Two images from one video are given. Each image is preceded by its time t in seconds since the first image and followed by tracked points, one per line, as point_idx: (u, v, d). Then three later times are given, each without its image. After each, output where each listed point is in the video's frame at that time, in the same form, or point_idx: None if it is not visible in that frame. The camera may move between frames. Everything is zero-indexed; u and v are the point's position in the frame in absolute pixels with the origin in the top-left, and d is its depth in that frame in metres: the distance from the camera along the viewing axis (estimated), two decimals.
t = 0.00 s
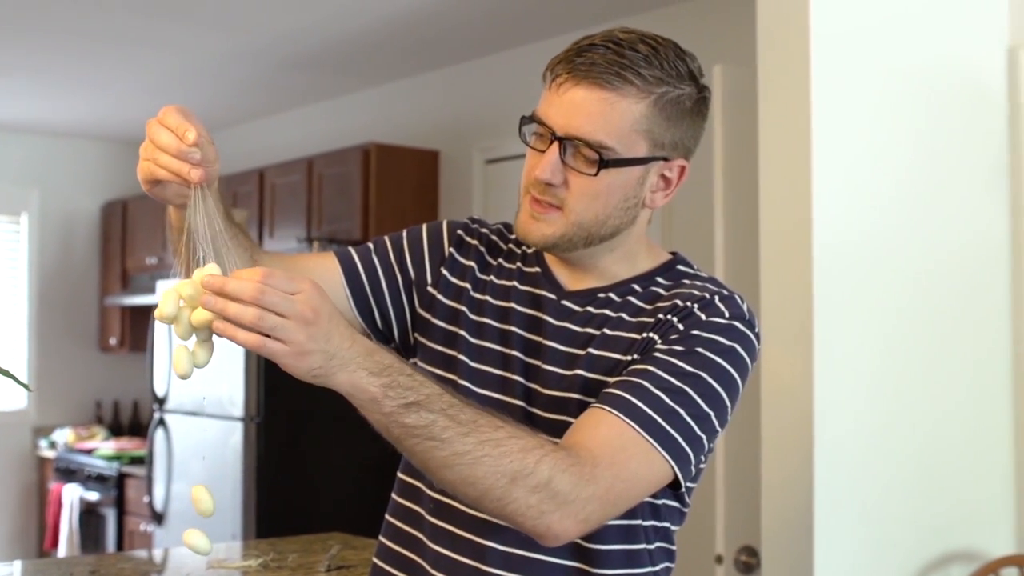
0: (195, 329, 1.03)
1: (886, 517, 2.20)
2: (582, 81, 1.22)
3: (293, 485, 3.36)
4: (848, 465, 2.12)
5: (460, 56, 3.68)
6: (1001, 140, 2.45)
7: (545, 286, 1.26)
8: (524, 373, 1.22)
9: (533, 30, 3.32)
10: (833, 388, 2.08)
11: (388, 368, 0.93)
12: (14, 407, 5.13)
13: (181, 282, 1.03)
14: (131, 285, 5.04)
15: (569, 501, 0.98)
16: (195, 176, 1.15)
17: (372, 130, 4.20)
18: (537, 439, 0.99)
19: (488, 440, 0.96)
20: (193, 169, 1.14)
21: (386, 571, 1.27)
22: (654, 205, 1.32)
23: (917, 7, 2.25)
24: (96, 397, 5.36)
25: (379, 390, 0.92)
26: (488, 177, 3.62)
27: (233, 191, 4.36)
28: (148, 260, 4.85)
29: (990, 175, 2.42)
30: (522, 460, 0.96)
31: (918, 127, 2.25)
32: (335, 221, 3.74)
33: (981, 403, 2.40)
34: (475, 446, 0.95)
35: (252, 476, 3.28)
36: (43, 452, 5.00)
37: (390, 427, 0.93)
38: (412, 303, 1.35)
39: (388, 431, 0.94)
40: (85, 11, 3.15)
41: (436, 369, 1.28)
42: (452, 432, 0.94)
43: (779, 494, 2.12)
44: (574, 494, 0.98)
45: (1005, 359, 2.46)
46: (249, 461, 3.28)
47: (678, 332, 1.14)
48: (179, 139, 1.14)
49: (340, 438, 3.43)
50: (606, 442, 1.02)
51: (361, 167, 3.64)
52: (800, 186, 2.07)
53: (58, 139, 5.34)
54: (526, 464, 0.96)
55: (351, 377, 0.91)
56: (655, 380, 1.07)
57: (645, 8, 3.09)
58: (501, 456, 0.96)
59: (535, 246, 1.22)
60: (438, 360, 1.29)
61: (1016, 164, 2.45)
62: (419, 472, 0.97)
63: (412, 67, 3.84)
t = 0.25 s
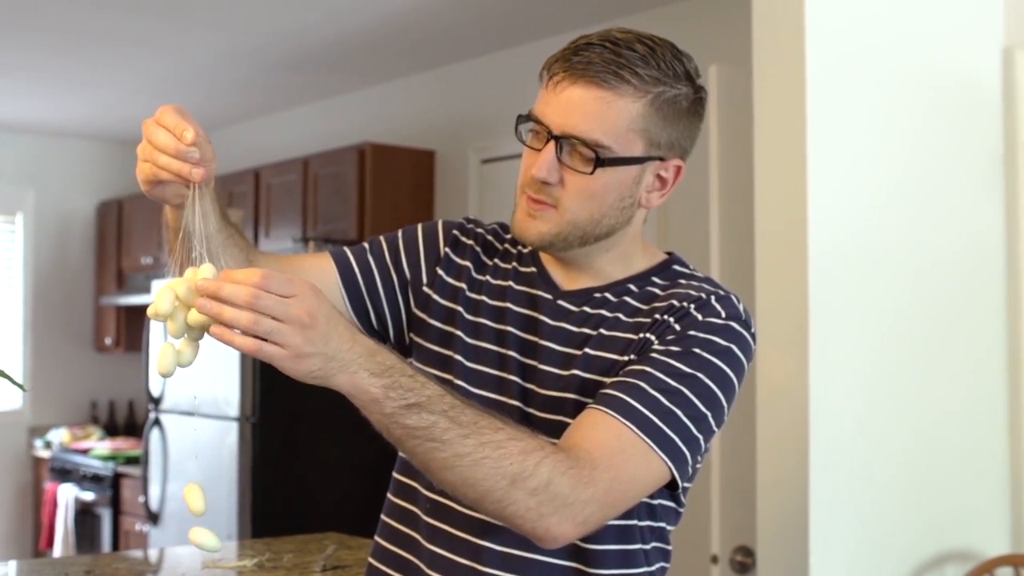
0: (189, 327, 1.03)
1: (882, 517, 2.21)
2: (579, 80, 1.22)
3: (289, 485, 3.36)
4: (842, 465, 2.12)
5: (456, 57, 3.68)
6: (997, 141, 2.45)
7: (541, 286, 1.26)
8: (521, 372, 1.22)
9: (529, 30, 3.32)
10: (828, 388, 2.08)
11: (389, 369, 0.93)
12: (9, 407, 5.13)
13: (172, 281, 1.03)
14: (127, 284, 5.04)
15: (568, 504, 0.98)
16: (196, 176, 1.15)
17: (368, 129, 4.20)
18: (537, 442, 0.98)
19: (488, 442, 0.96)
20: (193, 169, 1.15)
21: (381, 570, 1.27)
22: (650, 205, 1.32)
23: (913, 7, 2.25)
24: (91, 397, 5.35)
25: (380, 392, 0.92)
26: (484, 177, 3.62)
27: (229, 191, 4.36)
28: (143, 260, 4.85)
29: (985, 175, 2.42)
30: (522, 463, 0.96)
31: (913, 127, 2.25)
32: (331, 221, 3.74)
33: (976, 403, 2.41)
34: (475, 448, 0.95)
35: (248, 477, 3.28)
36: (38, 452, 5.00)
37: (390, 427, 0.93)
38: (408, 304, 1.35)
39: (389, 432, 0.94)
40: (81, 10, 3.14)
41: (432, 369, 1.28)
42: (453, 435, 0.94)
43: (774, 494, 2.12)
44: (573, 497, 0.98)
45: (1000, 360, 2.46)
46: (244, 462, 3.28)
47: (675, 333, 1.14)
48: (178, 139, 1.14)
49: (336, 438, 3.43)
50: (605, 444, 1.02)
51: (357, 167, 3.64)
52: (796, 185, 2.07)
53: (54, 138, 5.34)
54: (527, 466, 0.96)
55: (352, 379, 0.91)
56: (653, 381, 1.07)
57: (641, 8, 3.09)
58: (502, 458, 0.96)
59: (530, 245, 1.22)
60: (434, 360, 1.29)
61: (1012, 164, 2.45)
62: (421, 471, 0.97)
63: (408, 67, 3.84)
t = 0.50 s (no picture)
0: (189, 333, 1.04)
1: (880, 517, 2.21)
2: (575, 77, 1.22)
3: (288, 485, 3.36)
4: (841, 466, 2.12)
5: (454, 56, 3.68)
6: (995, 140, 2.45)
7: (538, 287, 1.26)
8: (519, 374, 1.22)
9: (528, 30, 3.32)
10: (826, 389, 2.08)
11: (441, 347, 0.94)
12: (7, 407, 5.13)
13: (172, 286, 1.05)
14: (125, 284, 5.04)
15: (584, 510, 0.97)
16: (195, 180, 1.14)
17: (366, 129, 4.20)
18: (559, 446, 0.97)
19: (520, 439, 0.95)
20: (193, 173, 1.14)
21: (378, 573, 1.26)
22: (647, 203, 1.31)
23: (911, 6, 2.25)
24: (90, 397, 5.35)
25: (428, 367, 0.93)
26: (483, 177, 3.62)
27: (227, 191, 4.36)
28: (142, 260, 4.85)
29: (983, 175, 2.42)
30: (545, 465, 0.95)
31: (911, 126, 2.25)
32: (329, 220, 3.74)
33: (974, 403, 2.41)
34: (507, 442, 0.94)
35: (247, 476, 3.28)
36: (37, 452, 4.99)
37: (431, 404, 0.93)
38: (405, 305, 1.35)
39: (428, 409, 0.94)
40: (78, 10, 3.15)
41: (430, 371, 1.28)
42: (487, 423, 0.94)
43: (773, 494, 2.12)
44: (589, 503, 0.97)
45: (998, 359, 2.46)
46: (243, 461, 3.29)
47: (677, 337, 1.14)
48: (178, 143, 1.14)
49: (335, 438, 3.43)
50: (618, 454, 1.02)
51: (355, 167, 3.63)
52: (794, 185, 2.07)
53: (52, 138, 5.34)
54: (550, 467, 0.95)
55: (405, 350, 0.91)
56: (659, 391, 1.07)
57: (639, 8, 3.09)
58: (530, 456, 0.94)
59: (529, 245, 1.21)
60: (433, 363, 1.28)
61: (1010, 164, 2.46)
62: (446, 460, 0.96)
63: (406, 67, 3.84)
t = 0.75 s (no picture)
0: (187, 337, 1.03)
1: (879, 514, 2.21)
2: (593, 80, 1.21)
3: (286, 484, 3.36)
4: (840, 464, 2.12)
5: (454, 56, 3.68)
6: (995, 140, 2.45)
7: (541, 284, 1.25)
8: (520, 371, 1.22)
9: (527, 30, 3.32)
10: (825, 387, 2.08)
11: (401, 293, 0.94)
12: (7, 406, 5.12)
13: (170, 290, 1.04)
14: (124, 284, 5.04)
15: (560, 455, 0.94)
16: (200, 186, 1.12)
17: (366, 129, 4.20)
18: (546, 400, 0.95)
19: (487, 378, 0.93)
20: (197, 178, 1.12)
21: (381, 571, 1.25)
22: (656, 204, 1.32)
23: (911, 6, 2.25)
24: (90, 396, 5.35)
25: (389, 308, 0.92)
26: (482, 176, 3.63)
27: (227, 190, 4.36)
28: (141, 259, 4.85)
29: (983, 175, 2.42)
30: (517, 406, 0.93)
31: (911, 125, 2.25)
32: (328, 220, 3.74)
33: (973, 401, 2.41)
34: (474, 378, 0.92)
35: (247, 475, 3.28)
36: (36, 452, 4.99)
37: (395, 345, 0.92)
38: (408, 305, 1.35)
39: (391, 354, 0.92)
40: (78, 10, 3.14)
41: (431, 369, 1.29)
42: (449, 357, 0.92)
43: (772, 492, 2.12)
44: (566, 448, 0.94)
45: (998, 358, 2.46)
46: (243, 460, 3.29)
47: (673, 319, 1.13)
48: (182, 147, 1.12)
49: (333, 436, 3.43)
50: (606, 406, 0.99)
51: (355, 167, 3.63)
52: (794, 185, 2.07)
53: (52, 137, 5.34)
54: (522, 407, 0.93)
55: (364, 293, 0.91)
56: (651, 355, 1.05)
57: (639, 8, 3.09)
58: (499, 394, 0.92)
59: (543, 247, 1.21)
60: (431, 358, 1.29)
61: (1009, 164, 2.46)
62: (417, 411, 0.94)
63: (405, 67, 3.84)
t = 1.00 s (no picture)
0: (205, 342, 1.04)
1: (880, 514, 2.21)
2: (599, 74, 1.20)
3: (286, 486, 3.36)
4: (840, 463, 2.12)
5: (454, 56, 3.68)
6: (994, 139, 2.45)
7: (541, 283, 1.24)
8: (522, 371, 1.20)
9: (527, 29, 3.32)
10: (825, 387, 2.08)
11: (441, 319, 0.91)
12: (7, 406, 5.13)
13: (184, 297, 1.04)
14: (124, 283, 5.04)
15: (594, 483, 0.94)
16: (199, 190, 1.14)
17: (366, 128, 4.20)
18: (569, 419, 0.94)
19: (529, 408, 0.92)
20: (196, 183, 1.14)
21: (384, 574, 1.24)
22: (654, 198, 1.32)
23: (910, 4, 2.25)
24: (89, 396, 5.35)
25: (434, 337, 0.90)
26: (482, 175, 3.63)
27: (227, 190, 4.36)
28: (141, 258, 4.86)
29: (983, 174, 2.43)
30: (555, 435, 0.92)
31: (910, 123, 2.25)
32: (328, 219, 3.74)
33: (974, 399, 2.41)
34: (517, 409, 0.91)
35: (247, 476, 3.27)
36: (36, 451, 4.99)
37: (440, 373, 0.90)
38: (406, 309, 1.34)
39: (435, 380, 0.90)
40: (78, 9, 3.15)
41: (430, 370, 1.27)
42: (497, 389, 0.91)
43: (773, 491, 2.12)
44: (599, 478, 0.94)
45: (998, 358, 2.46)
46: (242, 460, 3.28)
47: (680, 320, 1.12)
48: (181, 152, 1.14)
49: (332, 436, 3.44)
50: (626, 423, 1.00)
51: (354, 166, 3.64)
52: (794, 184, 2.07)
53: (51, 136, 5.34)
54: (561, 435, 0.92)
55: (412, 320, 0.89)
56: (664, 366, 1.05)
57: (638, 7, 3.10)
58: (542, 424, 0.91)
59: (546, 242, 1.20)
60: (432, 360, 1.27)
61: (1009, 163, 2.46)
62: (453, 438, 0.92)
63: (405, 66, 3.84)
